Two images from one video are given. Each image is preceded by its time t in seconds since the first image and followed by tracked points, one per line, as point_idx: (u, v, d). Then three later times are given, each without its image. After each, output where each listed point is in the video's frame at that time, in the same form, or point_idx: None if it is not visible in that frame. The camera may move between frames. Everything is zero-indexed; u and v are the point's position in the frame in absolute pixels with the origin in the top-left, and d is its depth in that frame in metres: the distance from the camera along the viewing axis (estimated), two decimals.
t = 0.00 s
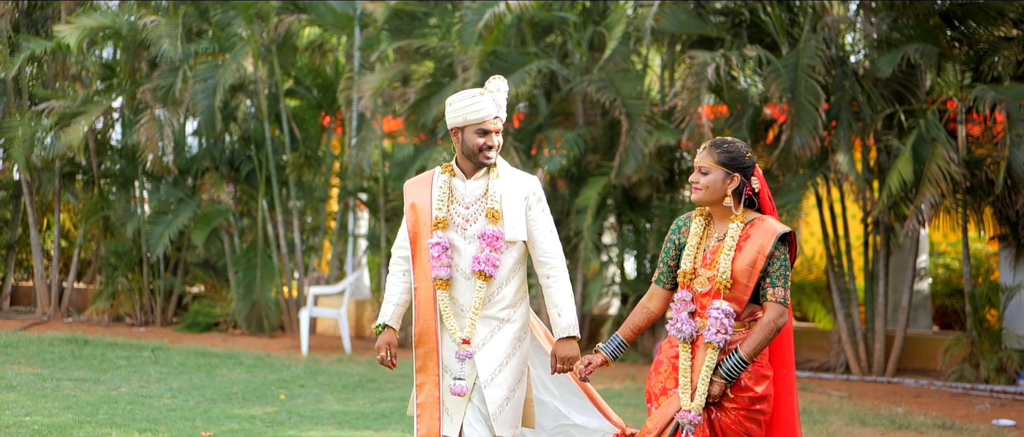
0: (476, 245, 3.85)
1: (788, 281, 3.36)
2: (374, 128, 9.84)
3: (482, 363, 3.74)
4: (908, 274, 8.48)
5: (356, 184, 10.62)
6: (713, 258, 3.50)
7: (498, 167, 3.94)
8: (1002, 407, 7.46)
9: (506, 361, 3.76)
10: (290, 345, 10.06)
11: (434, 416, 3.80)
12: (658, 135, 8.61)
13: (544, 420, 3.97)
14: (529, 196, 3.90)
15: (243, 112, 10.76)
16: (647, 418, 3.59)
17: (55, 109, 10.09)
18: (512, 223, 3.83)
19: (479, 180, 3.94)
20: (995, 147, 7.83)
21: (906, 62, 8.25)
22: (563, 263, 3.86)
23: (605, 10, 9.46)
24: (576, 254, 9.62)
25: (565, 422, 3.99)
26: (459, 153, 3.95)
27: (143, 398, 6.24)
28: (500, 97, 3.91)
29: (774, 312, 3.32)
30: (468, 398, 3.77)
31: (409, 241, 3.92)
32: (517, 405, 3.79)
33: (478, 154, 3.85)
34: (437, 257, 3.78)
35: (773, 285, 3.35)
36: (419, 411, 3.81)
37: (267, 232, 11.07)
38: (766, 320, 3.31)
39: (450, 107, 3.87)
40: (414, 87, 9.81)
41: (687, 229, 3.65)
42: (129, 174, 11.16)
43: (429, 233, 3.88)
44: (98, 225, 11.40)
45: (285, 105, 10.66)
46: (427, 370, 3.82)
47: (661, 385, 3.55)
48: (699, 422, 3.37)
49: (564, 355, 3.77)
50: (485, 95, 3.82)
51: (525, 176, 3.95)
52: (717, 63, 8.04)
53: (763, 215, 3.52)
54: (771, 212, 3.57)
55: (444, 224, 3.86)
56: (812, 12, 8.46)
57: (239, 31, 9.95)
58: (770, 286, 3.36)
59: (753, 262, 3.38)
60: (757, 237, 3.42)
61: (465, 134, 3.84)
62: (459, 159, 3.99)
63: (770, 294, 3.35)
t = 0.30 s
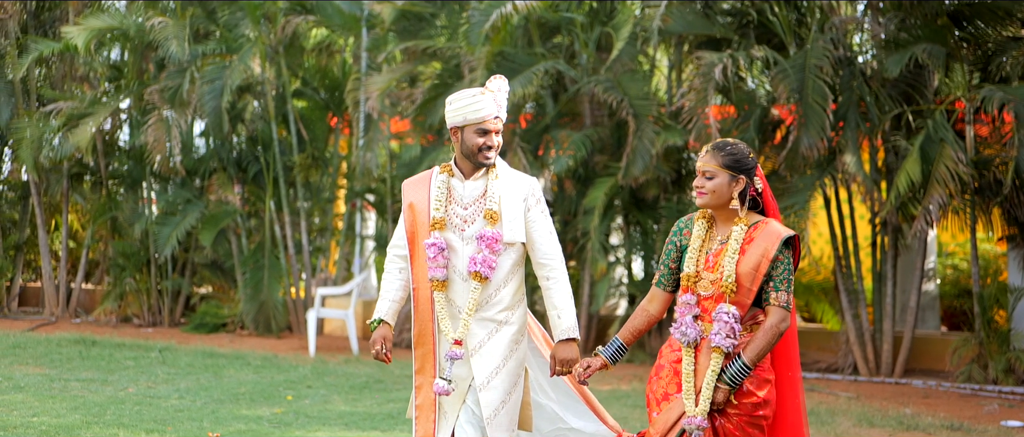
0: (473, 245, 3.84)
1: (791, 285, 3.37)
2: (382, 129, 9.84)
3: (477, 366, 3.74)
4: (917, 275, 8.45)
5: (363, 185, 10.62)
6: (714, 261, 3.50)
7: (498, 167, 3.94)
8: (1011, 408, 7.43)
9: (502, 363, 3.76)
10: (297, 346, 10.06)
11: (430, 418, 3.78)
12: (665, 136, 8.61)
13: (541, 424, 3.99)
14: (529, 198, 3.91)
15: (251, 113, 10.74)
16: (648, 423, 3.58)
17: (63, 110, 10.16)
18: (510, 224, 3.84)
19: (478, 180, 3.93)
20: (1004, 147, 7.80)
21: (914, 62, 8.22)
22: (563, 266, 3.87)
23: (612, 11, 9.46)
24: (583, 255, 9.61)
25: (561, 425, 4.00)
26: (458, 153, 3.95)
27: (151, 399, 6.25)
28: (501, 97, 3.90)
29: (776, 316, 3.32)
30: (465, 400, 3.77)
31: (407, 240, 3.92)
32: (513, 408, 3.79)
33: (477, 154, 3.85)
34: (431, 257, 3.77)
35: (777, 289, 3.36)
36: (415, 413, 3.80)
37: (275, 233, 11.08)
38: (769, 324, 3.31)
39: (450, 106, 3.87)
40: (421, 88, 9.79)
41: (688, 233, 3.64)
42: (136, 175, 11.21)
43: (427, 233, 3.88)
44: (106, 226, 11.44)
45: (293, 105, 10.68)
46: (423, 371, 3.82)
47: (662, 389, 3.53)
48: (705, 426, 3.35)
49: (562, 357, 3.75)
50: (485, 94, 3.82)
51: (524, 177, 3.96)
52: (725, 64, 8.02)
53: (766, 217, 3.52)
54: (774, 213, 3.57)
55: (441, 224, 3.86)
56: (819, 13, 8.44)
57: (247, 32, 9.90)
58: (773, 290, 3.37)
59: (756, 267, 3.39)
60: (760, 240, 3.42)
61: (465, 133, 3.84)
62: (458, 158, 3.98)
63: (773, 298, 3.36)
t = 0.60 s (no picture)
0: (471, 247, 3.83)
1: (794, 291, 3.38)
2: (390, 129, 9.88)
3: (473, 370, 3.74)
4: (926, 276, 8.40)
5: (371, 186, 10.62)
6: (716, 265, 3.49)
7: (498, 169, 3.95)
8: (1021, 409, 7.39)
9: (498, 368, 3.75)
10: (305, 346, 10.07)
11: (426, 421, 3.78)
12: (672, 137, 8.58)
13: (540, 428, 3.99)
14: (530, 199, 3.91)
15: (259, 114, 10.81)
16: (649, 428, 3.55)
17: (72, 110, 10.23)
18: (509, 227, 3.84)
19: (478, 181, 3.94)
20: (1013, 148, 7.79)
21: (923, 62, 8.18)
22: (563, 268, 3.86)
23: (619, 11, 9.43)
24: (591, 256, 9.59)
25: (560, 429, 3.99)
26: (458, 154, 3.95)
27: (159, 399, 6.27)
28: (502, 98, 3.91)
29: (779, 322, 3.31)
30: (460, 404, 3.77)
31: (405, 240, 3.92)
32: (509, 413, 3.78)
33: (477, 155, 3.86)
34: (429, 257, 3.77)
35: (780, 295, 3.36)
36: (412, 416, 3.80)
37: (283, 234, 11.09)
38: (772, 330, 3.31)
39: (451, 106, 3.88)
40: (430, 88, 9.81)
41: (690, 234, 3.62)
42: (145, 176, 11.27)
43: (426, 234, 3.88)
44: (114, 227, 11.49)
45: (301, 105, 10.70)
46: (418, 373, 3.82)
47: (663, 395, 3.51)
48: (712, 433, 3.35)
49: (560, 361, 3.75)
50: (487, 95, 3.83)
51: (525, 179, 3.96)
52: (733, 64, 7.99)
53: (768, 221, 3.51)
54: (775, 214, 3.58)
55: (439, 225, 3.86)
56: (827, 14, 8.42)
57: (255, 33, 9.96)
58: (776, 296, 3.37)
59: (758, 272, 3.38)
60: (763, 245, 3.42)
61: (466, 134, 3.85)
62: (458, 159, 3.99)
63: (775, 304, 3.36)
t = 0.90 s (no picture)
0: (467, 253, 3.92)
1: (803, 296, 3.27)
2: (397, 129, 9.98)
3: (467, 378, 3.83)
4: (943, 279, 8.29)
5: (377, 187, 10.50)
6: (721, 269, 3.38)
7: (498, 171, 4.04)
8: None
9: (493, 377, 3.84)
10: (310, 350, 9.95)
11: (420, 428, 3.88)
12: (682, 137, 8.48)
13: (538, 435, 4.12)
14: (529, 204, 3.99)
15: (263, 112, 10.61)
16: None
17: (71, 110, 10.18)
18: (508, 232, 3.93)
19: (477, 184, 4.04)
20: None
21: (940, 60, 8.05)
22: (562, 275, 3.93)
23: (629, 9, 9.26)
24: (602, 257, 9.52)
25: None
26: (458, 155, 4.04)
27: (159, 404, 6.18)
28: (503, 98, 4.01)
29: (786, 329, 3.23)
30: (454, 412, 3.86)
31: (402, 244, 4.02)
32: (503, 422, 3.87)
33: (477, 157, 3.95)
34: (424, 264, 3.87)
35: (788, 301, 3.26)
36: (407, 421, 3.91)
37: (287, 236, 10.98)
38: (779, 337, 3.21)
39: (451, 105, 3.98)
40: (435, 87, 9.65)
41: (695, 237, 3.49)
42: (146, 176, 11.20)
43: (423, 237, 3.98)
44: (115, 228, 11.43)
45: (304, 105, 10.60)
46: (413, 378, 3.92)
47: (664, 405, 3.41)
48: None
49: (558, 369, 3.78)
50: (488, 95, 3.93)
51: (527, 183, 4.05)
52: (745, 62, 7.85)
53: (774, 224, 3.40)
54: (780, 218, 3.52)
55: (436, 229, 3.97)
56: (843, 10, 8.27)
57: (258, 31, 9.85)
58: (784, 302, 3.27)
59: (766, 277, 3.28)
60: (770, 248, 3.31)
61: (465, 134, 3.94)
62: (458, 162, 4.09)
63: (782, 310, 3.27)
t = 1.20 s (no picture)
0: (443, 266, 3.79)
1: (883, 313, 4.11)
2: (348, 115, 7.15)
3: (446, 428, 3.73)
4: None
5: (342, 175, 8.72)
6: (787, 284, 4.27)
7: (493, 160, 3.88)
8: None
9: (485, 426, 3.71)
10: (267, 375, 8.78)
11: None
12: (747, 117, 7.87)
13: None
14: (523, 187, 3.85)
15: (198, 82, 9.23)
16: None
17: None
18: (501, 241, 3.77)
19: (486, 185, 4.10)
20: None
21: None
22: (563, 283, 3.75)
23: None
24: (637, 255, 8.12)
25: None
26: (440, 137, 3.89)
27: None
28: (502, 64, 3.94)
29: (869, 359, 4.06)
30: None
31: (369, 255, 3.88)
32: None
33: (470, 140, 3.82)
34: (393, 283, 3.74)
35: (869, 327, 4.09)
36: None
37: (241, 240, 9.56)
38: (862, 370, 4.05)
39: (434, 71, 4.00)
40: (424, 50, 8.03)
41: (746, 248, 4.44)
42: (41, 163, 9.73)
43: (394, 244, 3.81)
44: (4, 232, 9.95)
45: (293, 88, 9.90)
46: (382, 411, 3.83)
47: None
48: None
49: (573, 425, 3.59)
50: (483, 60, 3.86)
51: (532, 179, 3.96)
52: (825, 17, 7.41)
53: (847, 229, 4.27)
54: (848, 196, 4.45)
55: (409, 239, 3.81)
56: None
57: None
58: (865, 327, 4.10)
59: (842, 298, 4.11)
60: (845, 258, 4.17)
61: (452, 111, 3.83)
62: (440, 147, 3.91)
63: (865, 338, 4.09)
